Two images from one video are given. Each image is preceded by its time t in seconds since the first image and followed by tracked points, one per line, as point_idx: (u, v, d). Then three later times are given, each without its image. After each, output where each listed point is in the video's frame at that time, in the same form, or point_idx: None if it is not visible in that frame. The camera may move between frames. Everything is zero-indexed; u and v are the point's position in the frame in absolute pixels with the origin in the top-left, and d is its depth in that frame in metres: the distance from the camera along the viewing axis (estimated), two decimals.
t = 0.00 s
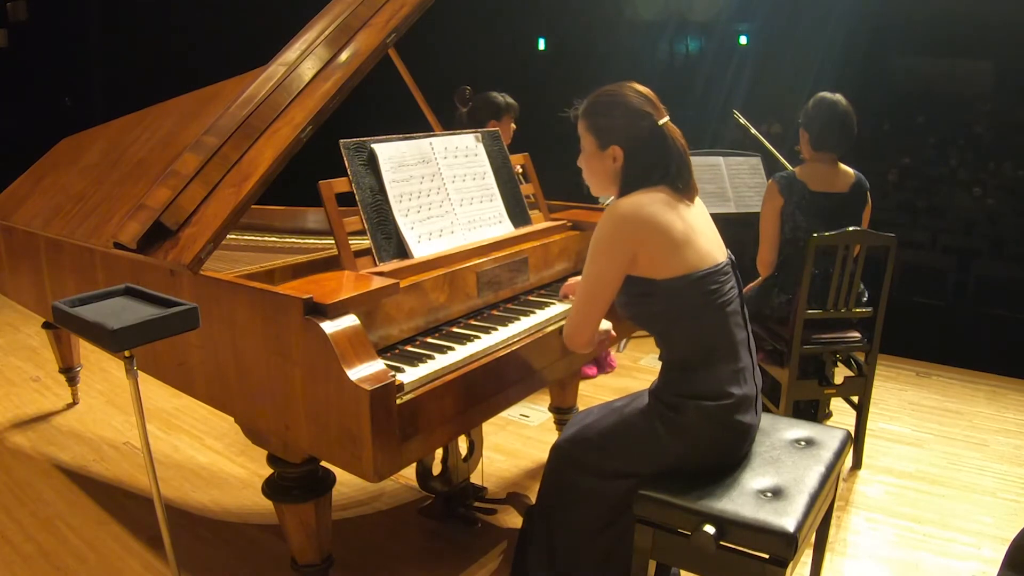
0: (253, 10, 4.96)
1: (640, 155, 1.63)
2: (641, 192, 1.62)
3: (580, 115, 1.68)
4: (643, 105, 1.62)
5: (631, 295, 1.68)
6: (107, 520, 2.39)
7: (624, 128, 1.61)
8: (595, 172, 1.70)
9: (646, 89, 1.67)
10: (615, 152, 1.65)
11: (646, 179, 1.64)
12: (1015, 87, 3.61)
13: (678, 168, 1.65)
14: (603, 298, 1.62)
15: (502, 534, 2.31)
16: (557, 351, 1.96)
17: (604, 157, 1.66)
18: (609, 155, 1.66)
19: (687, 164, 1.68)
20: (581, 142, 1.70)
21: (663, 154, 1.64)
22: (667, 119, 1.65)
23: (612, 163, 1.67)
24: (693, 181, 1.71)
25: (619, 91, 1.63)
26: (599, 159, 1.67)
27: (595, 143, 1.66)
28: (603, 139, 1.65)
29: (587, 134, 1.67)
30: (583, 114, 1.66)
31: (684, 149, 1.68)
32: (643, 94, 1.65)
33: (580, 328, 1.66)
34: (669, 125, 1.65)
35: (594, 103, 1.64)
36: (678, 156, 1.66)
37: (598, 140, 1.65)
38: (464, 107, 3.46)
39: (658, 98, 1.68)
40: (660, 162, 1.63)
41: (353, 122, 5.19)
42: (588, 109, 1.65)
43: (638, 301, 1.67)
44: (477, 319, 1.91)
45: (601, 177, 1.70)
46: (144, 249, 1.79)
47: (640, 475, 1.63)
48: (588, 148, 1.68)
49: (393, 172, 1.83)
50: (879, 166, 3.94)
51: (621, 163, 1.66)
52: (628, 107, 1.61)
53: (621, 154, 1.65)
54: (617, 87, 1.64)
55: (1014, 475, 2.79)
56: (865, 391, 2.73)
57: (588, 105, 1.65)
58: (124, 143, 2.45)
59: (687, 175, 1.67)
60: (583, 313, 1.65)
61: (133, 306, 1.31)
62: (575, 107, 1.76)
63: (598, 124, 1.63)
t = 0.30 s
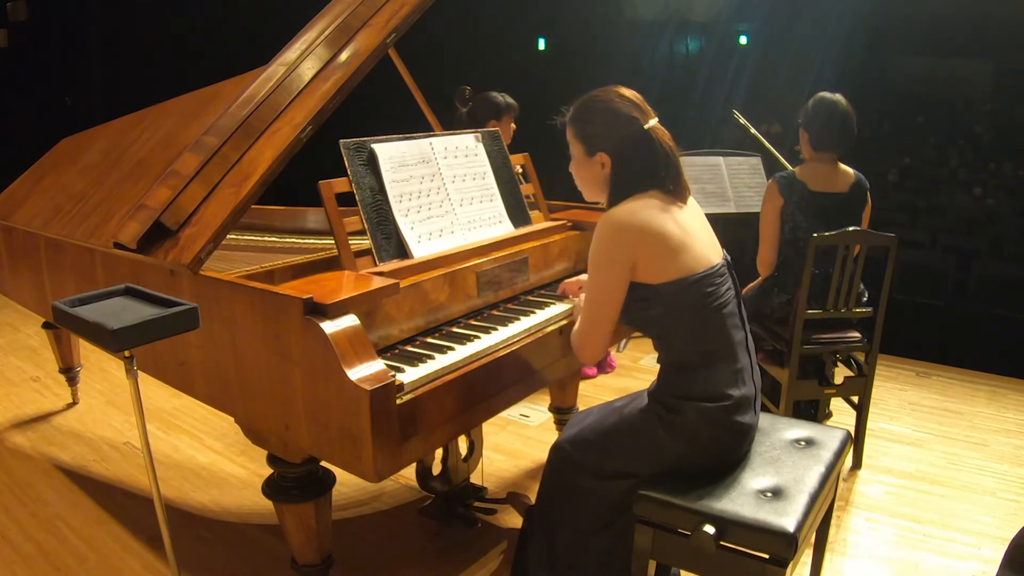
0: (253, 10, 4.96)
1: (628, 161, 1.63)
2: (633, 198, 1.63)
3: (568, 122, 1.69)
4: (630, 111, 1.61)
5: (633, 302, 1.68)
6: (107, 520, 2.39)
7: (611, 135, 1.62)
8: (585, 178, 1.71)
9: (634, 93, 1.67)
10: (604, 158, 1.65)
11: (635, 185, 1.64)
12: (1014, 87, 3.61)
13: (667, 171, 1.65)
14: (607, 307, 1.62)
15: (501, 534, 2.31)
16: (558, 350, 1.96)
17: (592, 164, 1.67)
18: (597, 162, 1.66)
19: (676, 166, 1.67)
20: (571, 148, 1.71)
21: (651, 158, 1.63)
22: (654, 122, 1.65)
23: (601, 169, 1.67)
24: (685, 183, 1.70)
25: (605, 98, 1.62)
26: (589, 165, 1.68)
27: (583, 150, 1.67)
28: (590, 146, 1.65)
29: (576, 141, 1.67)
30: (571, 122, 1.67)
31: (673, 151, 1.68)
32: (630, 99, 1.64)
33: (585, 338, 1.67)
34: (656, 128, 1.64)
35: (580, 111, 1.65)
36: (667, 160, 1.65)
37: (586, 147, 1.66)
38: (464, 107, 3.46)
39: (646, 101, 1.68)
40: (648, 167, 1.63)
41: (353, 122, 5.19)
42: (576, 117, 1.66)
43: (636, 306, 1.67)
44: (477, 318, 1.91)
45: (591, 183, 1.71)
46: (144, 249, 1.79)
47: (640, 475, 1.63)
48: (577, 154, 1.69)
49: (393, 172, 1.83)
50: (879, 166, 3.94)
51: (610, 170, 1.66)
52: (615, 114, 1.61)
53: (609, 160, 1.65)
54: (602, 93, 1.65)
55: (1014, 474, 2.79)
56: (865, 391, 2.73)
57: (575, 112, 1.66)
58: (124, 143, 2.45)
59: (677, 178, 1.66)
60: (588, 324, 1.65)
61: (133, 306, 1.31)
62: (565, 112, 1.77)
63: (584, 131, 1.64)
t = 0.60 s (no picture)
0: (253, 10, 4.96)
1: (620, 167, 1.63)
2: (628, 204, 1.63)
3: (560, 127, 1.69)
4: (621, 115, 1.61)
5: (634, 307, 1.68)
6: (107, 520, 2.39)
7: (602, 140, 1.62)
8: (578, 183, 1.72)
9: (627, 97, 1.66)
10: (595, 164, 1.65)
11: (626, 190, 1.64)
12: (1015, 87, 3.61)
13: (661, 175, 1.64)
14: (613, 315, 1.61)
15: (502, 534, 2.31)
16: (557, 351, 1.96)
17: (584, 169, 1.67)
18: (589, 167, 1.67)
19: (670, 168, 1.67)
20: (564, 153, 1.71)
21: (642, 163, 1.63)
22: (646, 125, 1.64)
23: (593, 174, 1.68)
24: (680, 185, 1.70)
25: (596, 103, 1.62)
26: (581, 171, 1.68)
27: (575, 156, 1.67)
28: (582, 151, 1.65)
29: (568, 146, 1.68)
30: (563, 127, 1.67)
31: (666, 155, 1.67)
32: (623, 103, 1.63)
33: (593, 349, 1.65)
34: (648, 131, 1.63)
35: (572, 116, 1.65)
36: (660, 164, 1.65)
37: (578, 153, 1.66)
38: (464, 107, 3.46)
39: (639, 104, 1.67)
40: (640, 171, 1.63)
41: (353, 121, 5.19)
42: (568, 122, 1.66)
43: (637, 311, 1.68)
44: (477, 318, 1.91)
45: (584, 188, 1.72)
46: (144, 249, 1.79)
47: (640, 475, 1.63)
48: (570, 160, 1.69)
49: (393, 172, 1.83)
50: (879, 166, 3.94)
51: (601, 175, 1.67)
52: (605, 119, 1.61)
53: (600, 166, 1.65)
54: (591, 96, 1.65)
55: (1014, 475, 2.79)
56: (865, 391, 2.73)
57: (567, 117, 1.66)
58: (124, 143, 2.44)
59: (670, 181, 1.66)
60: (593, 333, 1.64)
61: (133, 306, 1.31)
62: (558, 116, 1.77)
63: (576, 137, 1.65)
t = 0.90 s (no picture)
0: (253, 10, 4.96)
1: (612, 173, 1.63)
2: (622, 210, 1.63)
3: (553, 133, 1.70)
4: (610, 122, 1.61)
5: (635, 312, 1.68)
6: (107, 520, 2.38)
7: (592, 148, 1.62)
8: (573, 190, 1.73)
9: (617, 102, 1.66)
10: (587, 171, 1.66)
11: (620, 196, 1.64)
12: (1015, 87, 3.61)
13: (653, 179, 1.64)
14: (614, 322, 1.62)
15: (501, 534, 2.31)
16: (557, 351, 1.96)
17: (577, 176, 1.68)
18: (581, 174, 1.67)
19: (663, 172, 1.66)
20: (558, 160, 1.73)
21: (634, 169, 1.63)
22: (637, 130, 1.63)
23: (586, 181, 1.68)
24: (674, 188, 1.69)
25: (585, 110, 1.62)
26: (574, 178, 1.69)
27: (568, 163, 1.68)
28: (574, 159, 1.66)
29: (561, 154, 1.69)
30: (554, 134, 1.68)
31: (659, 158, 1.67)
32: (612, 109, 1.63)
33: (597, 356, 1.66)
34: (638, 136, 1.63)
35: (563, 123, 1.65)
36: (652, 168, 1.64)
37: (570, 161, 1.67)
38: (464, 107, 3.46)
39: (630, 108, 1.66)
40: (633, 178, 1.63)
41: (353, 121, 5.19)
42: (559, 129, 1.66)
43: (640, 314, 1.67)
44: (477, 319, 1.91)
45: (579, 194, 1.72)
46: (144, 249, 1.79)
47: (640, 476, 1.63)
48: (564, 167, 1.70)
49: (393, 172, 1.83)
50: (879, 166, 3.94)
51: (593, 181, 1.67)
52: (594, 126, 1.61)
53: (592, 173, 1.66)
54: (580, 102, 1.65)
55: (1014, 475, 2.79)
56: (865, 391, 2.73)
57: (558, 124, 1.66)
58: (124, 143, 2.44)
59: (664, 185, 1.66)
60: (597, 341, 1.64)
61: (133, 305, 1.31)
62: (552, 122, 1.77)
63: (568, 145, 1.65)
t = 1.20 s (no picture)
0: (253, 10, 4.97)
1: (612, 177, 1.63)
2: (621, 215, 1.62)
3: (547, 138, 1.68)
4: (610, 125, 1.60)
5: (634, 317, 1.68)
6: (107, 520, 2.39)
7: (592, 151, 1.61)
8: (570, 195, 1.71)
9: (613, 104, 1.66)
10: (588, 175, 1.65)
11: (621, 200, 1.64)
12: (1015, 87, 3.61)
13: (653, 182, 1.65)
14: (614, 329, 1.61)
15: (501, 534, 2.31)
16: (557, 351, 1.96)
17: (576, 181, 1.67)
18: (581, 179, 1.66)
19: (661, 175, 1.67)
20: (552, 165, 1.70)
21: (634, 172, 1.63)
22: (635, 132, 1.64)
23: (585, 186, 1.67)
24: (671, 190, 1.69)
25: (583, 113, 1.62)
26: (572, 182, 1.68)
27: (565, 168, 1.66)
28: (573, 164, 1.65)
29: (557, 159, 1.67)
30: (550, 139, 1.66)
31: (655, 160, 1.68)
32: (610, 111, 1.64)
33: (597, 363, 1.66)
34: (638, 138, 1.63)
35: (559, 128, 1.64)
36: (650, 170, 1.65)
37: (568, 165, 1.65)
38: (464, 107, 3.47)
39: (625, 110, 1.67)
40: (633, 182, 1.63)
41: (353, 121, 5.19)
42: (554, 133, 1.65)
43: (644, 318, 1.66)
44: (477, 318, 1.91)
45: (576, 199, 1.71)
46: (144, 249, 1.79)
47: (639, 477, 1.63)
48: (560, 172, 1.68)
49: (393, 172, 1.83)
50: (879, 166, 3.94)
51: (594, 185, 1.66)
52: (595, 130, 1.60)
53: (592, 177, 1.65)
54: (576, 106, 1.64)
55: (1014, 475, 2.79)
56: (865, 391, 2.73)
57: (553, 128, 1.65)
58: (124, 143, 2.44)
59: (662, 188, 1.66)
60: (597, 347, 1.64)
61: (133, 305, 1.31)
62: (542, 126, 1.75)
63: (565, 149, 1.64)
